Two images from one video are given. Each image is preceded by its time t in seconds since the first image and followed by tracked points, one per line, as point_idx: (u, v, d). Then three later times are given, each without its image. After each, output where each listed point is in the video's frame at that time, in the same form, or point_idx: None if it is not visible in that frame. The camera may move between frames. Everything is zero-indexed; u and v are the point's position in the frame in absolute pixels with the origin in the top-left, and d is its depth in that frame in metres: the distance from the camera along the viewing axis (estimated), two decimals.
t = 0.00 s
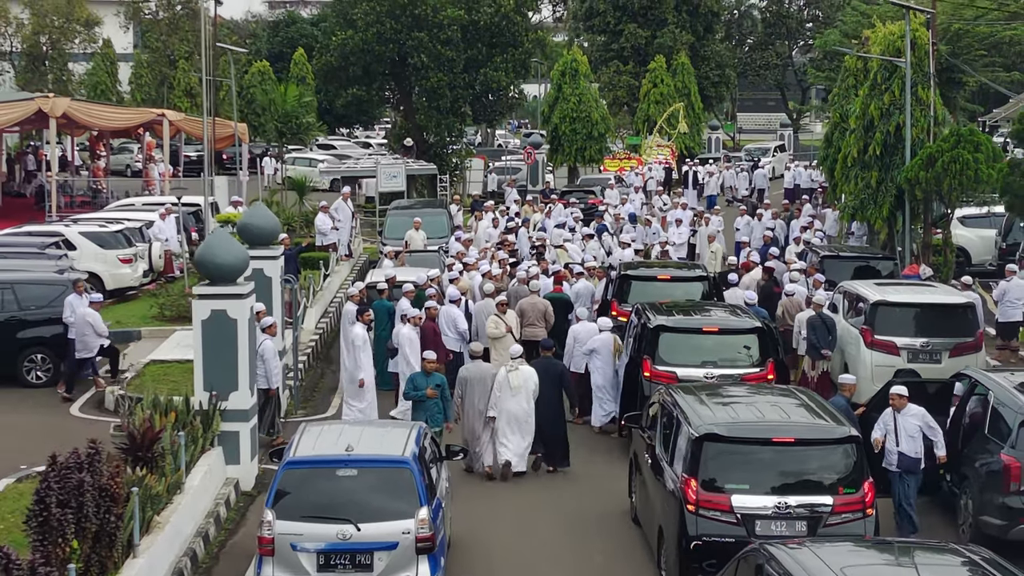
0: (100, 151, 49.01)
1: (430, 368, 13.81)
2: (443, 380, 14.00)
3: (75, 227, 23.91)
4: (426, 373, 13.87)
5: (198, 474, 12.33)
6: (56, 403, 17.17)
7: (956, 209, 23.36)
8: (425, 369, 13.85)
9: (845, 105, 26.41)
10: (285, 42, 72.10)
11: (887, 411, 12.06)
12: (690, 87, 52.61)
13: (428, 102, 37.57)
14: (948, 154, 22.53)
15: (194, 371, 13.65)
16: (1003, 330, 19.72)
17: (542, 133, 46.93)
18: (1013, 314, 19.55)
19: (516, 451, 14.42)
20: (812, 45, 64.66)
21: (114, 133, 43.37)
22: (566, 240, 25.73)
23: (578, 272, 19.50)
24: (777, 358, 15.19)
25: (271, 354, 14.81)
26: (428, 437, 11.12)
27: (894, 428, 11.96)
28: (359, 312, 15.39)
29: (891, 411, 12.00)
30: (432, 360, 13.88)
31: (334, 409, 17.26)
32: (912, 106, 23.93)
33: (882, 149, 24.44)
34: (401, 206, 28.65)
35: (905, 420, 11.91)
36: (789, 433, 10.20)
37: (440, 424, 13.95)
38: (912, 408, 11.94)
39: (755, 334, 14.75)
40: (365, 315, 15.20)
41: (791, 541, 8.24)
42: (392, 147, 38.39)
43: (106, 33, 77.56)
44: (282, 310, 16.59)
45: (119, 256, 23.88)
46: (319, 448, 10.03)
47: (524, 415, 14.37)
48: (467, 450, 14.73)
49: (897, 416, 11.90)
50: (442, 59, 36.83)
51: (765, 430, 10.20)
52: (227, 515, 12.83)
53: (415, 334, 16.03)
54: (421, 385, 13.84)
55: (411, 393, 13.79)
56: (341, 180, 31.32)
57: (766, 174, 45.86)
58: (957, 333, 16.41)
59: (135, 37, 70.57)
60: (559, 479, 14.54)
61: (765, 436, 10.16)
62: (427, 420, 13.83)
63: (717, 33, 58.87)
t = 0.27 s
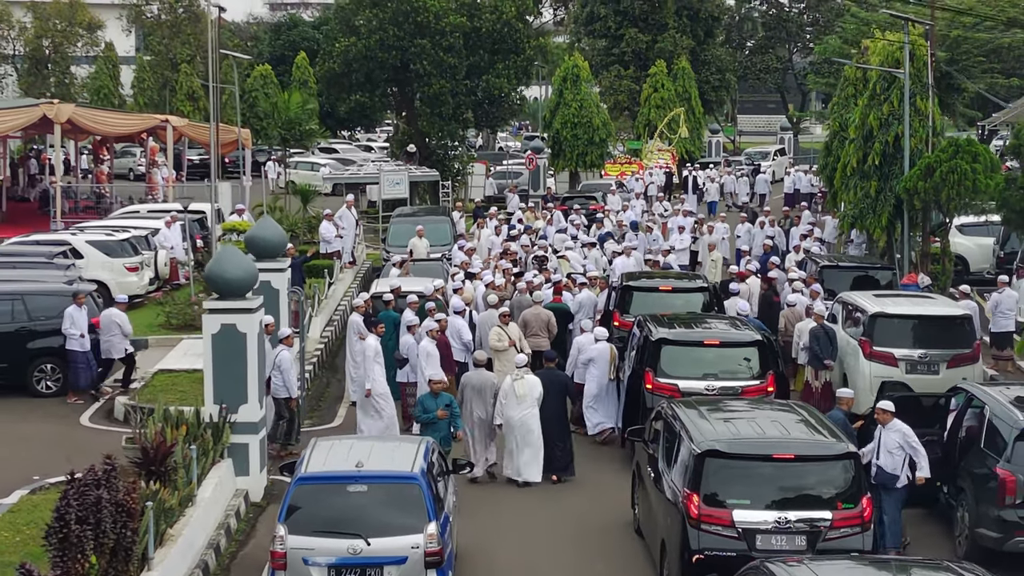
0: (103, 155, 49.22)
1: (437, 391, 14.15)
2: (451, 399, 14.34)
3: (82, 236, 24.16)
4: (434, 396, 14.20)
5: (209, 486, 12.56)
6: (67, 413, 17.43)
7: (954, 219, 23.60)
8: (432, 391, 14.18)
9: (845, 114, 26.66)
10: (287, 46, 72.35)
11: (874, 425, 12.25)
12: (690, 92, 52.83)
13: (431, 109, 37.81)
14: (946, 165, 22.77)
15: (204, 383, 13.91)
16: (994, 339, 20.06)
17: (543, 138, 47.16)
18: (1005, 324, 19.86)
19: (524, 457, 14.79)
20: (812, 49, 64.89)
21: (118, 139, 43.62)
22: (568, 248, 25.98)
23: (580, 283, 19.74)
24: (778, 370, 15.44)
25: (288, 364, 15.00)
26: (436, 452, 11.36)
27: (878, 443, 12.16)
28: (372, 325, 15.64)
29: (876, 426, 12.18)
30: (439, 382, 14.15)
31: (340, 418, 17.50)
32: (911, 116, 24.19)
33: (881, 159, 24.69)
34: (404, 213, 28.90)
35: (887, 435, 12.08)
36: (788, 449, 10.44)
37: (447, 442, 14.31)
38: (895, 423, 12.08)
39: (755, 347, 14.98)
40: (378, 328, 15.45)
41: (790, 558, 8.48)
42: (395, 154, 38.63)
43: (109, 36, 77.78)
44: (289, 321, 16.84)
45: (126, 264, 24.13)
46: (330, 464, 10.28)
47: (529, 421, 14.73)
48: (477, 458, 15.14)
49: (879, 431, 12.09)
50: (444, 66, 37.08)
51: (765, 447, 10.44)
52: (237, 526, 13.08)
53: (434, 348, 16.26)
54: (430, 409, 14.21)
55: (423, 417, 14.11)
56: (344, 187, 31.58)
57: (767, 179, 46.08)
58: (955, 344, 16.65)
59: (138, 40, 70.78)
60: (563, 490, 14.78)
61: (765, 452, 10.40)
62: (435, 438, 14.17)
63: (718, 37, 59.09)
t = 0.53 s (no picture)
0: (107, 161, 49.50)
1: (450, 410, 14.29)
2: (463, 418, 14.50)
3: (92, 247, 24.45)
4: (446, 414, 14.35)
5: (224, 501, 12.83)
6: (80, 425, 17.72)
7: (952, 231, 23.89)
8: (445, 410, 14.33)
9: (845, 126, 26.94)
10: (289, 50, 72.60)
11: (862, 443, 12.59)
12: (691, 97, 53.10)
13: (434, 116, 38.10)
14: (944, 178, 23.06)
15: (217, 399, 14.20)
16: (987, 351, 20.40)
17: (545, 144, 47.42)
18: (998, 336, 20.20)
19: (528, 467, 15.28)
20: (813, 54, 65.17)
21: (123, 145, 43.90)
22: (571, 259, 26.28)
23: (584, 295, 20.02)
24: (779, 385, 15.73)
25: (309, 380, 15.26)
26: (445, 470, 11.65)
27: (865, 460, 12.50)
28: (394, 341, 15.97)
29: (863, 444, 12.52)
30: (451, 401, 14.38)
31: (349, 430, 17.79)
32: (910, 129, 24.50)
33: (880, 171, 25.00)
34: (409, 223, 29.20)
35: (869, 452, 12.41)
36: (790, 469, 10.72)
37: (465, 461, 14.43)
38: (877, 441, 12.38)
39: (756, 362, 15.28)
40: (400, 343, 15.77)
41: None
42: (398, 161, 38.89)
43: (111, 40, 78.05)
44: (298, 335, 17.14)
45: (135, 275, 24.41)
46: (344, 483, 10.57)
47: (533, 433, 15.24)
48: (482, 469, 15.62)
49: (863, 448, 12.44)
50: (448, 74, 37.38)
51: (767, 466, 10.73)
52: (250, 540, 13.35)
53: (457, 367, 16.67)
54: (444, 427, 14.34)
55: (435, 436, 14.28)
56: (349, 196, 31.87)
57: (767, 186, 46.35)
58: (952, 358, 16.94)
59: (141, 44, 71.04)
60: (568, 503, 15.06)
61: (767, 472, 10.68)
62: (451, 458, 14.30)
63: (719, 42, 59.37)
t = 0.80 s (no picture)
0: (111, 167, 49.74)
1: (468, 433, 14.48)
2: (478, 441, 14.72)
3: (100, 257, 24.68)
4: (464, 437, 14.52)
5: (237, 514, 13.07)
6: (91, 436, 17.96)
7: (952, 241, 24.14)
8: (464, 433, 14.52)
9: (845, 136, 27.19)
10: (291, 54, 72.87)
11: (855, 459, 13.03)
12: (692, 103, 53.36)
13: (437, 124, 38.34)
14: (944, 190, 23.31)
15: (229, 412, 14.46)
16: (986, 362, 20.65)
17: (547, 150, 47.67)
18: (995, 346, 20.41)
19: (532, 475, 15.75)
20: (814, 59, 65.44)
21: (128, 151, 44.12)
22: (574, 269, 26.52)
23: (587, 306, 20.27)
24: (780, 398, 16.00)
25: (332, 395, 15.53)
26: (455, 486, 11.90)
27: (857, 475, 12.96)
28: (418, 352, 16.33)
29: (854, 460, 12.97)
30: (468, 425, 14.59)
31: (356, 441, 18.03)
32: (910, 141, 24.75)
33: (881, 182, 25.26)
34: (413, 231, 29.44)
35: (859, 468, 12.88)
36: (792, 486, 10.97)
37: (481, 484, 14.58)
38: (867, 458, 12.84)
39: (759, 376, 15.54)
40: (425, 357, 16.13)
41: None
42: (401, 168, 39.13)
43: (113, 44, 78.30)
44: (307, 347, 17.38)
45: (143, 284, 24.65)
46: (357, 500, 10.83)
47: (538, 441, 15.73)
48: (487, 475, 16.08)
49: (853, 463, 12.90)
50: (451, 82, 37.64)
51: (771, 484, 10.98)
52: (262, 552, 13.59)
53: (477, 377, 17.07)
54: (460, 450, 14.48)
55: (451, 459, 14.42)
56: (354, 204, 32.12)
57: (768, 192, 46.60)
58: (951, 371, 17.19)
59: (143, 49, 71.27)
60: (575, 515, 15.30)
61: (771, 489, 10.93)
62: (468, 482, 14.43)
63: (720, 47, 59.64)
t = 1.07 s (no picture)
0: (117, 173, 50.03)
1: (492, 454, 14.68)
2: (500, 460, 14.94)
3: (111, 268, 24.97)
4: (488, 457, 14.71)
5: (254, 530, 13.37)
6: (105, 450, 18.23)
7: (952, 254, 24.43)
8: (488, 453, 14.72)
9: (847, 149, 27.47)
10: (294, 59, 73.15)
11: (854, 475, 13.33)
12: (694, 109, 53.64)
13: (441, 133, 38.63)
14: (945, 204, 23.60)
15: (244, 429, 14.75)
16: (986, 375, 20.95)
17: (550, 157, 47.95)
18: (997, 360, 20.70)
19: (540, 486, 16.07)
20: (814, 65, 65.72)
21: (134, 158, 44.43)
22: (579, 279, 26.82)
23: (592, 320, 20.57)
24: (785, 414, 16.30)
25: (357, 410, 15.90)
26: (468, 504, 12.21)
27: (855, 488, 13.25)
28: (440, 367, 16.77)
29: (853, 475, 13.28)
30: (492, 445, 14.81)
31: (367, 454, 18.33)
32: (911, 155, 25.05)
33: (882, 196, 25.56)
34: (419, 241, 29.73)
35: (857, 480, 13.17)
36: (798, 506, 11.27)
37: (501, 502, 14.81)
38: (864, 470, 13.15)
39: (764, 393, 15.84)
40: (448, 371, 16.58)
41: None
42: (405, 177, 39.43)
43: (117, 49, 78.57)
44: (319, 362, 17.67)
45: (154, 295, 24.95)
46: (374, 520, 11.13)
47: (548, 452, 16.07)
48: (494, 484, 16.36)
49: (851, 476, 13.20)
50: (455, 91, 37.94)
51: (777, 505, 11.28)
52: (278, 567, 13.89)
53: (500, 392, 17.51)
54: (483, 470, 14.64)
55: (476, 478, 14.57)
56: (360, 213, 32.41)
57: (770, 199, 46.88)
58: (952, 386, 17.49)
59: (147, 54, 71.55)
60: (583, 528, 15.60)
61: (777, 510, 11.24)
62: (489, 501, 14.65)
63: (721, 53, 59.94)
